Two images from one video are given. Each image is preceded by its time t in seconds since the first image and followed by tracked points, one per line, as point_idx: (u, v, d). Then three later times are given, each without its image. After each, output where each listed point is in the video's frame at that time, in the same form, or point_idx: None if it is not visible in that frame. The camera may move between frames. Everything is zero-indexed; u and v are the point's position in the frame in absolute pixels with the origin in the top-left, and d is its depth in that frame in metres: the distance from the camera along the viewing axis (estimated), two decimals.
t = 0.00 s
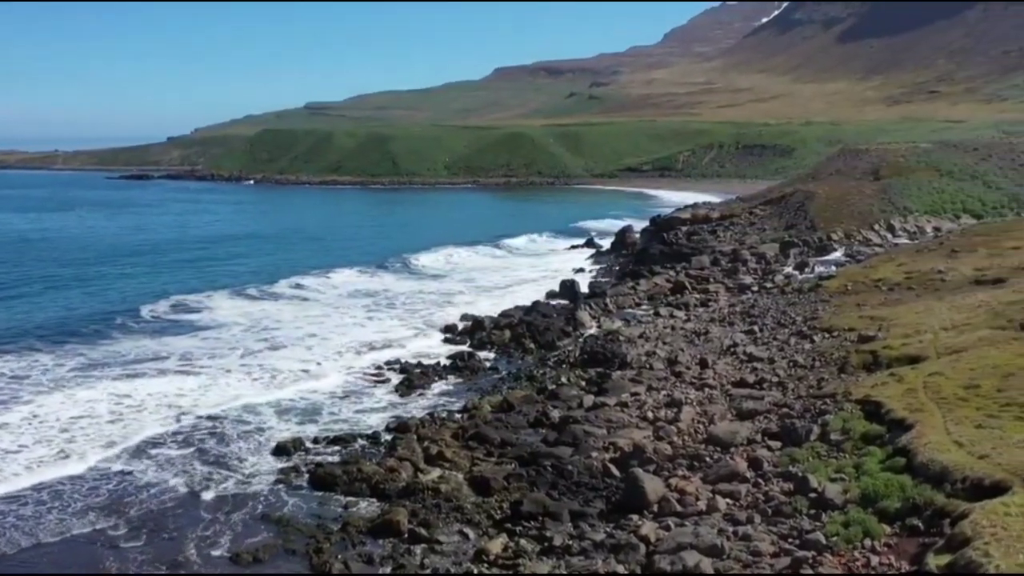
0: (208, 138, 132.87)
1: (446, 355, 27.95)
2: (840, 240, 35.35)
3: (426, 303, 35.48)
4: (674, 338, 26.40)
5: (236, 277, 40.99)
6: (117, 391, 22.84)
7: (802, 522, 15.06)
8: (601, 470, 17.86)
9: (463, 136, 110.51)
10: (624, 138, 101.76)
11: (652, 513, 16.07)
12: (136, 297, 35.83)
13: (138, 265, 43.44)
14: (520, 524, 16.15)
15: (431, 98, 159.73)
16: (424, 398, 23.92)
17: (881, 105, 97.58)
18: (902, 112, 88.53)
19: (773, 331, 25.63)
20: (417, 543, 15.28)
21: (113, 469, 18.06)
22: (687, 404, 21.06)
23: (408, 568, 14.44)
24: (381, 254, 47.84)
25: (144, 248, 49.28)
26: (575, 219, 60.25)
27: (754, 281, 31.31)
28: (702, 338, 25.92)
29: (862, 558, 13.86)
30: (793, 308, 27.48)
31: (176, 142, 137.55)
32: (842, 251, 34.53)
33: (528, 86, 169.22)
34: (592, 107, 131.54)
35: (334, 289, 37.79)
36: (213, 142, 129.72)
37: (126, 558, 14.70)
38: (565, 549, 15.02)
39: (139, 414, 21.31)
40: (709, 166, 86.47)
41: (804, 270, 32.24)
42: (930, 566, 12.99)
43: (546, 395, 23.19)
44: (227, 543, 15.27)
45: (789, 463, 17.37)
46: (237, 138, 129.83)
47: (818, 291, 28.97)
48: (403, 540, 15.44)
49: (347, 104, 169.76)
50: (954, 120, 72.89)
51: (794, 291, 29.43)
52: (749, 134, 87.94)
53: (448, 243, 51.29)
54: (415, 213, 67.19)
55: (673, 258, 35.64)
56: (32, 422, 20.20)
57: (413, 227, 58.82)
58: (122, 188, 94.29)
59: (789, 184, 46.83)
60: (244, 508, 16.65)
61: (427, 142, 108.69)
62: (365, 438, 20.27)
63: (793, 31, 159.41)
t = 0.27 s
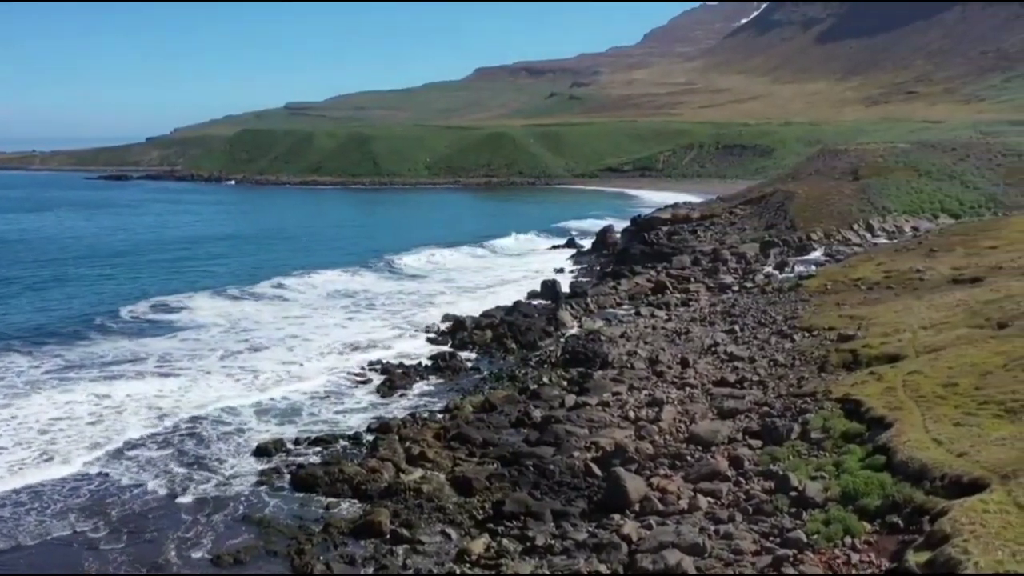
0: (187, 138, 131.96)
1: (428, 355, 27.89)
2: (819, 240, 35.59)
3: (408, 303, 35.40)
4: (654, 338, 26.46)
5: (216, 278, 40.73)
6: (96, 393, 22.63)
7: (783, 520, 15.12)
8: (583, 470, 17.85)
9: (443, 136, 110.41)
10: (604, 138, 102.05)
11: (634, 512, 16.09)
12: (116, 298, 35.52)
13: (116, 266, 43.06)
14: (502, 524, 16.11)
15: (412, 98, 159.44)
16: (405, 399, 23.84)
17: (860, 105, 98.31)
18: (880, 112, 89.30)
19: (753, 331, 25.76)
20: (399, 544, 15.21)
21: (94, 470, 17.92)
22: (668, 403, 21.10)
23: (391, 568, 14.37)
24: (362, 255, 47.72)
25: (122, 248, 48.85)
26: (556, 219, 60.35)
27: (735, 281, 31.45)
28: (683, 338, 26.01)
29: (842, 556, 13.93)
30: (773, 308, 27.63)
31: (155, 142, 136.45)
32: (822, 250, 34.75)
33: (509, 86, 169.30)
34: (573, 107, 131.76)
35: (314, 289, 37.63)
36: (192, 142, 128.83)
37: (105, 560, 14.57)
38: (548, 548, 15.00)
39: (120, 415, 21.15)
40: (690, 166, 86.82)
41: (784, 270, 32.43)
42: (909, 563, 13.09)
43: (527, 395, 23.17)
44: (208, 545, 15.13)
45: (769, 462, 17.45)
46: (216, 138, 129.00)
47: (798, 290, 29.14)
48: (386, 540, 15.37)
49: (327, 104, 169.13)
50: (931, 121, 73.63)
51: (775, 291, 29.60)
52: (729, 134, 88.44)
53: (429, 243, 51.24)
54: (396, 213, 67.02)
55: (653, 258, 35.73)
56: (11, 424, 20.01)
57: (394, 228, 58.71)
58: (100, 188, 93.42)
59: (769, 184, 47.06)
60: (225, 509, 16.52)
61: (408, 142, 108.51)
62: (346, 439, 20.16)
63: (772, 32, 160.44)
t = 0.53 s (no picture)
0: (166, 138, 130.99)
1: (410, 355, 27.80)
2: (800, 239, 35.82)
3: (390, 303, 35.28)
4: (636, 337, 26.52)
5: (196, 279, 40.43)
6: (75, 394, 22.42)
7: (765, 519, 15.18)
8: (565, 469, 17.84)
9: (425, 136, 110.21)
10: (586, 138, 102.26)
11: (617, 511, 16.09)
12: (95, 299, 35.18)
13: (95, 267, 42.65)
14: (485, 524, 16.06)
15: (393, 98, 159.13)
16: (387, 399, 23.75)
17: (840, 106, 99.00)
18: (859, 113, 89.99)
19: (735, 330, 25.87)
20: (382, 545, 15.12)
21: (73, 473, 17.77)
22: (650, 403, 21.14)
23: (374, 570, 14.32)
24: (344, 255, 47.58)
25: (100, 249, 48.39)
26: (538, 219, 60.39)
27: (716, 281, 31.56)
28: (664, 337, 26.09)
29: (824, 554, 13.99)
30: (754, 307, 27.77)
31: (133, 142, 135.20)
32: (802, 250, 34.96)
33: (490, 87, 169.29)
34: (554, 107, 131.96)
35: (296, 289, 37.43)
36: (171, 142, 127.85)
37: (85, 564, 14.44)
38: (531, 548, 14.99)
39: (101, 417, 20.99)
40: (671, 166, 87.11)
41: (764, 269, 32.59)
42: (890, 560, 13.16)
43: (509, 395, 23.14)
44: (190, 548, 14.99)
45: (751, 461, 17.51)
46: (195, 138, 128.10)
47: (779, 290, 29.31)
48: (368, 541, 15.28)
49: (308, 104, 168.41)
50: (910, 121, 74.30)
51: (756, 290, 29.74)
52: (710, 135, 88.84)
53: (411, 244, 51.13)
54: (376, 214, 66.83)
55: (635, 258, 35.80)
56: None
57: (376, 228, 58.55)
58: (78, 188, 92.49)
59: (750, 184, 47.29)
60: (206, 511, 16.37)
61: (389, 142, 108.21)
62: (329, 440, 20.04)
63: (751, 32, 161.34)
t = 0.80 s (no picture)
0: (145, 138, 130.02)
1: (392, 356, 27.72)
2: (780, 239, 36.02)
3: (372, 304, 35.18)
4: (618, 337, 26.56)
5: (177, 280, 40.15)
6: (54, 396, 22.21)
7: (747, 517, 15.24)
8: (548, 469, 17.82)
9: (406, 136, 109.92)
10: (567, 138, 102.35)
11: (599, 511, 16.10)
12: (73, 300, 34.86)
13: (74, 268, 42.25)
14: (468, 524, 16.03)
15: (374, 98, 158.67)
16: (369, 399, 23.66)
17: (819, 106, 99.70)
18: (838, 113, 90.63)
19: (716, 329, 25.98)
20: (365, 546, 15.05)
21: (54, 474, 17.63)
22: (632, 402, 21.18)
23: (356, 570, 14.24)
24: (326, 256, 47.37)
25: (78, 249, 47.92)
26: (521, 219, 60.37)
27: (697, 280, 31.69)
28: (646, 337, 26.15)
29: (805, 551, 14.07)
30: (735, 306, 27.91)
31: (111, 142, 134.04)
32: (783, 250, 35.17)
33: (471, 87, 169.22)
34: (536, 107, 132.04)
35: (277, 290, 37.26)
36: (150, 142, 126.87)
37: (66, 566, 14.31)
38: (513, 548, 14.97)
39: (82, 417, 20.83)
40: (651, 166, 87.41)
41: (745, 269, 32.76)
42: (871, 558, 13.24)
43: (492, 395, 23.10)
44: (171, 550, 14.87)
45: (732, 459, 17.58)
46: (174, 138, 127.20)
47: (760, 289, 29.47)
48: (350, 542, 15.21)
49: (288, 104, 167.67)
50: (889, 121, 74.91)
51: (737, 290, 29.88)
52: (690, 136, 89.22)
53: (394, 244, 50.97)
54: (358, 214, 66.58)
55: (616, 258, 35.88)
56: None
57: (358, 229, 58.31)
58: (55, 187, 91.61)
59: (730, 184, 47.52)
60: (187, 513, 16.24)
61: (370, 142, 107.84)
62: (310, 440, 19.93)
63: (732, 33, 162.16)
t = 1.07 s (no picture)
0: (122, 138, 128.92)
1: (374, 356, 27.62)
2: (760, 239, 36.25)
3: (353, 304, 35.07)
4: (599, 337, 26.60)
5: (156, 281, 39.83)
6: (34, 397, 22.00)
7: (728, 516, 15.29)
8: (529, 469, 17.79)
9: (386, 137, 109.63)
10: (548, 138, 102.49)
11: (581, 510, 16.10)
12: (51, 301, 34.52)
13: (52, 268, 41.82)
14: (450, 524, 15.97)
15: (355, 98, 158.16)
16: (350, 400, 23.56)
17: (798, 106, 100.41)
18: (817, 113, 91.33)
19: (697, 329, 26.08)
20: (347, 546, 14.97)
21: (33, 475, 17.47)
22: (614, 402, 21.21)
23: (338, 572, 14.16)
24: (307, 256, 47.15)
25: (56, 250, 47.42)
26: (503, 219, 60.38)
27: (678, 280, 31.79)
28: (627, 336, 26.21)
29: (786, 549, 14.13)
30: (716, 306, 28.03)
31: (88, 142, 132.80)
32: (762, 249, 35.39)
33: (452, 87, 169.07)
34: (517, 108, 132.12)
35: (257, 290, 37.05)
36: (127, 142, 125.82)
37: (45, 569, 14.16)
38: (495, 548, 14.94)
39: (61, 419, 20.65)
40: (632, 166, 87.68)
41: (725, 269, 32.92)
42: (851, 556, 13.31)
43: (473, 396, 23.07)
44: (151, 552, 14.74)
45: (713, 458, 17.63)
46: (152, 138, 126.20)
47: (740, 289, 29.63)
48: (332, 543, 15.13)
49: (268, 104, 166.80)
50: (867, 121, 75.53)
51: (718, 289, 30.03)
52: (670, 136, 89.56)
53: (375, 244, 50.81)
54: (338, 214, 66.36)
55: (597, 258, 35.94)
56: None
57: (340, 229, 58.08)
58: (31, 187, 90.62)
59: (710, 184, 47.75)
60: (168, 515, 16.10)
61: (350, 142, 107.45)
62: (292, 441, 19.80)
63: (711, 33, 162.98)
